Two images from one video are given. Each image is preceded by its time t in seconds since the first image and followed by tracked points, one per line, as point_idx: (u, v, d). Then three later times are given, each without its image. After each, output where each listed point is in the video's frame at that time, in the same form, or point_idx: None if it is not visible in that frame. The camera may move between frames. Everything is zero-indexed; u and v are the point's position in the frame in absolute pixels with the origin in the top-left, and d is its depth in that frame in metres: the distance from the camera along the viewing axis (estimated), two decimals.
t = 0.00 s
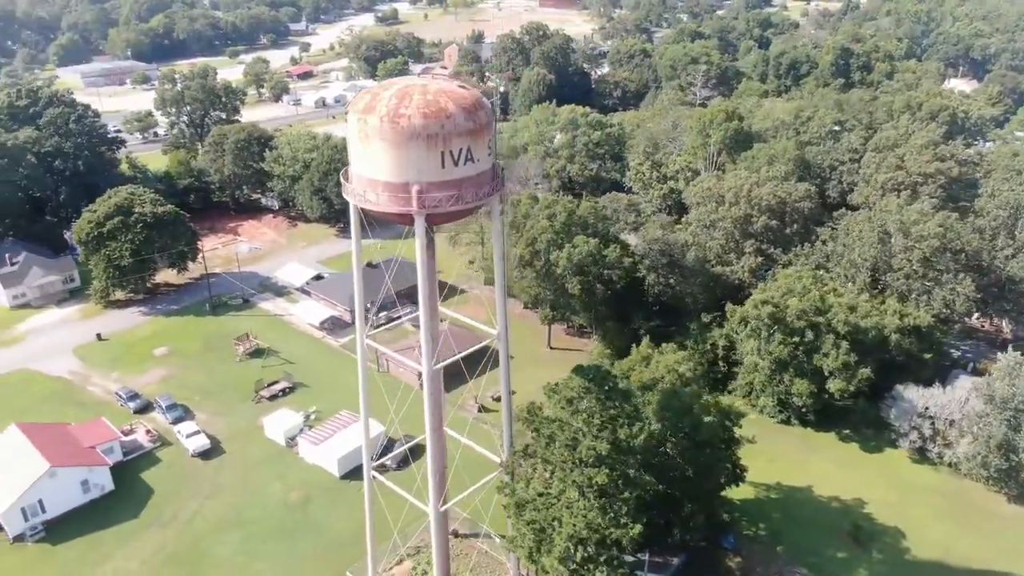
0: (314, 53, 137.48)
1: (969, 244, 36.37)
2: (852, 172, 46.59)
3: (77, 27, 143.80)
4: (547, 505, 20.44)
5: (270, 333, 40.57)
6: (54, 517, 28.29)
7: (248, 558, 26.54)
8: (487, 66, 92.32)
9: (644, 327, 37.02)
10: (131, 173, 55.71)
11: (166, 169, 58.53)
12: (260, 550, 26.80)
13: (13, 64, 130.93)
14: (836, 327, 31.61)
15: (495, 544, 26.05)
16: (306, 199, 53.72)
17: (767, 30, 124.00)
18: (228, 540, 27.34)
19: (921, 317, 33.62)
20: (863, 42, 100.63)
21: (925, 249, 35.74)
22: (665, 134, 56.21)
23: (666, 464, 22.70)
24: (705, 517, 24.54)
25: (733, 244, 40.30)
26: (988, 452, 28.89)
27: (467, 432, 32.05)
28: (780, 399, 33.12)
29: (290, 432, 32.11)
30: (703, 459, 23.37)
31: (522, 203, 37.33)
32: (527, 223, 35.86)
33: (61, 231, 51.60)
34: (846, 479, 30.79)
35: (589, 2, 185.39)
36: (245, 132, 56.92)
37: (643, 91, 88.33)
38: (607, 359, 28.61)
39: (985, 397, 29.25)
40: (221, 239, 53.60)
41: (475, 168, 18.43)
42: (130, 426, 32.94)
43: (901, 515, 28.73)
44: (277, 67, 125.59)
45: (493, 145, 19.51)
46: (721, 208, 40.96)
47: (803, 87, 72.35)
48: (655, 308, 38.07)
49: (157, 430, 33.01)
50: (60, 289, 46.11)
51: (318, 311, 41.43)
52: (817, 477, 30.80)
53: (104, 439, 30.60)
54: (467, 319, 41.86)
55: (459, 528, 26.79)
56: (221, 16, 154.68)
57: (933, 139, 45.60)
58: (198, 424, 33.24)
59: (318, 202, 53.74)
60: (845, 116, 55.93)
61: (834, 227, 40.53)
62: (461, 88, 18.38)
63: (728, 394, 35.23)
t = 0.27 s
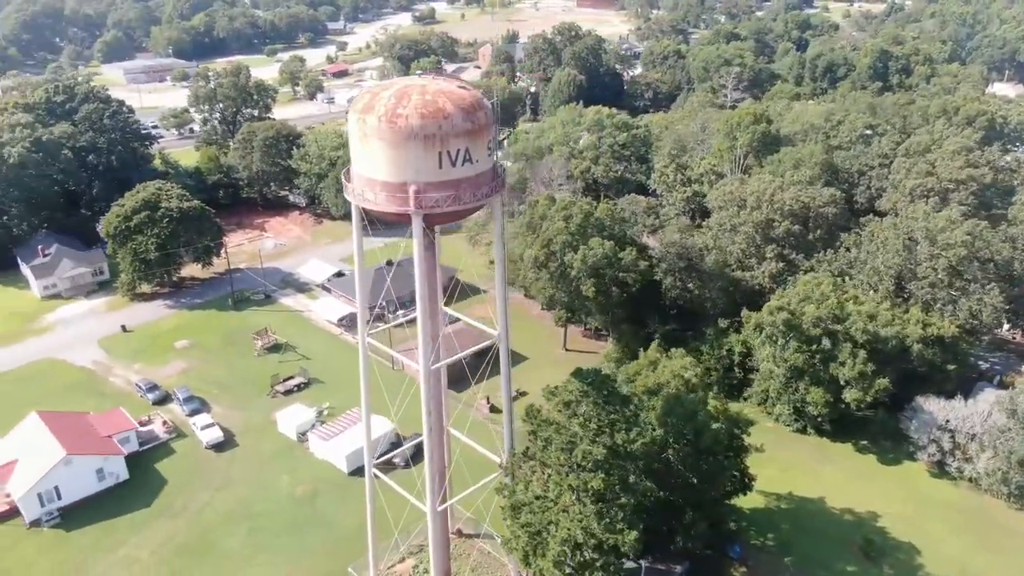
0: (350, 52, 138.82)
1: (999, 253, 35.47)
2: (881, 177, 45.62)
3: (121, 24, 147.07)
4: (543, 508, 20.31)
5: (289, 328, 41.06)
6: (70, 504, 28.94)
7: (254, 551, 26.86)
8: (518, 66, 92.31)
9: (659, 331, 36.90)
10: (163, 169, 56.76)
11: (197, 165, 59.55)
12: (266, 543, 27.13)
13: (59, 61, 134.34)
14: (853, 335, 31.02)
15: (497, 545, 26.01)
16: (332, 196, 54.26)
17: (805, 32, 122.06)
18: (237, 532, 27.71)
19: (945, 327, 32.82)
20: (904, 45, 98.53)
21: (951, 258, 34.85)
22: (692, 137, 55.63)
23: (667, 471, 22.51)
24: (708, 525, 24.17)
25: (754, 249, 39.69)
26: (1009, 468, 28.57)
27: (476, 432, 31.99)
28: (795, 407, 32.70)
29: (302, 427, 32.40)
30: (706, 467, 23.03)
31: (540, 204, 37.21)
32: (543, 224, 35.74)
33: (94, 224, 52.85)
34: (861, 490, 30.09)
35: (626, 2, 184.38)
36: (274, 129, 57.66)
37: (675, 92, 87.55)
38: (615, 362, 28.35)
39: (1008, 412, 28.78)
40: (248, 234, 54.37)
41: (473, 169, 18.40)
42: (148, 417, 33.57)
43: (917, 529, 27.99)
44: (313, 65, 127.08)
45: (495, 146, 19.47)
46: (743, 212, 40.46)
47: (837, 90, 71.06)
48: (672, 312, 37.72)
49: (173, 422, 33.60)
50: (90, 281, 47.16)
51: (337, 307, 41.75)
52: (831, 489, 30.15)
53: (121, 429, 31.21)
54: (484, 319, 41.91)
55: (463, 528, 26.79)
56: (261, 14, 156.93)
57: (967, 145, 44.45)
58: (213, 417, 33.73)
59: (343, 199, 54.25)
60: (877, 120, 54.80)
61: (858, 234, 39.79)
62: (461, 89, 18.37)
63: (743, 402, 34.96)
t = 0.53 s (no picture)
0: (386, 51, 139.89)
1: None
2: (910, 183, 44.59)
3: (164, 22, 150.11)
4: (538, 512, 20.20)
5: (308, 324, 41.53)
6: (86, 492, 29.58)
7: (260, 544, 27.16)
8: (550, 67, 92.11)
9: (675, 335, 36.37)
10: (194, 165, 57.77)
11: (227, 161, 60.50)
12: (272, 537, 27.42)
13: (103, 58, 137.67)
14: (871, 345, 30.33)
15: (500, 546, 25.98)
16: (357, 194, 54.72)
17: (845, 34, 119.78)
18: (244, 525, 28.04)
19: (969, 337, 31.89)
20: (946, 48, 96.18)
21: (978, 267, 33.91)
22: (720, 140, 54.94)
23: (667, 478, 22.16)
24: (711, 534, 23.85)
25: (775, 254, 39.11)
26: None
27: (485, 432, 31.96)
28: (811, 416, 32.05)
29: (313, 423, 32.70)
30: (710, 474, 22.63)
31: (557, 205, 37.05)
32: (559, 225, 35.59)
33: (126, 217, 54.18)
34: (875, 503, 29.43)
35: (663, 3, 182.93)
36: (302, 127, 58.30)
37: (708, 94, 86.58)
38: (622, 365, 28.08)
39: None
40: (274, 231, 55.09)
41: (472, 170, 18.39)
42: (165, 409, 34.19)
43: (932, 544, 27.26)
44: (349, 64, 128.30)
45: (495, 147, 19.46)
46: (764, 216, 39.92)
47: (873, 93, 69.61)
48: (688, 316, 37.27)
49: (190, 414, 34.19)
50: (118, 274, 48.16)
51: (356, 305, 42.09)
52: (843, 500, 29.53)
53: (137, 420, 31.83)
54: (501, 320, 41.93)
55: (467, 528, 26.69)
56: (299, 13, 158.93)
57: (1001, 150, 43.19)
58: (229, 410, 34.23)
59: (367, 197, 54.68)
60: (911, 124, 53.56)
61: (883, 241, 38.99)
62: (461, 90, 18.40)
63: (759, 410, 34.46)
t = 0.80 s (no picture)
0: (421, 50, 140.74)
1: None
2: (941, 190, 43.53)
3: (206, 20, 152.93)
4: (533, 514, 20.33)
5: (326, 320, 41.98)
6: (101, 480, 30.21)
7: (265, 537, 27.51)
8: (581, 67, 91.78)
9: (690, 340, 35.77)
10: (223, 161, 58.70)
11: (257, 158, 61.39)
12: (278, 531, 27.75)
13: (145, 55, 140.74)
14: (889, 354, 29.66)
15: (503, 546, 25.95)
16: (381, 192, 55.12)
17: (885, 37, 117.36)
18: (252, 518, 28.41)
19: (995, 349, 30.87)
20: (990, 51, 93.66)
21: (1005, 277, 32.93)
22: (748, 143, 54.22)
23: (667, 484, 21.85)
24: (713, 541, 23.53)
25: (797, 260, 38.55)
26: None
27: (494, 432, 31.92)
28: (826, 425, 31.55)
29: (325, 418, 33.03)
30: (710, 483, 22.42)
31: (574, 206, 36.91)
32: (575, 227, 35.45)
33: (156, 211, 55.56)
34: (888, 516, 28.77)
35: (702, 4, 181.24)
36: (329, 124, 58.87)
37: (741, 96, 85.51)
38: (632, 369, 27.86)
39: None
40: (300, 227, 55.75)
41: (469, 170, 18.36)
42: (182, 401, 34.79)
43: (945, 561, 26.53)
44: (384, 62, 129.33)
45: (496, 148, 19.41)
46: (786, 221, 39.34)
47: (910, 96, 68.10)
48: (705, 321, 36.81)
49: (207, 406, 34.74)
50: (146, 266, 49.10)
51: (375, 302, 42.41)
52: (856, 513, 28.92)
53: (154, 411, 32.41)
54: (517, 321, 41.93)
55: (471, 528, 26.77)
56: (337, 11, 160.59)
57: None
58: (244, 404, 34.71)
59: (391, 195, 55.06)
60: (946, 129, 52.28)
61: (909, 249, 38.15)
62: (460, 90, 18.40)
63: (774, 418, 33.95)
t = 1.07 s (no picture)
0: (456, 49, 141.29)
1: None
2: (972, 197, 42.43)
3: (246, 19, 155.37)
4: (529, 516, 20.25)
5: (344, 317, 42.34)
6: (117, 469, 30.84)
7: (272, 530, 27.82)
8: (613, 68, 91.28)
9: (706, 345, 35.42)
10: (252, 158, 59.58)
11: (286, 155, 62.18)
12: (284, 524, 28.05)
13: (186, 53, 143.51)
14: (906, 365, 29.03)
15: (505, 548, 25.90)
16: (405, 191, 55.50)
17: (927, 39, 114.95)
18: (260, 511, 28.75)
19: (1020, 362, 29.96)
20: None
21: None
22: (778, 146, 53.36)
23: (666, 491, 21.60)
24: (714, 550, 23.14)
25: (819, 266, 37.89)
26: None
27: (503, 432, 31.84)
28: (842, 435, 30.91)
29: (336, 414, 33.28)
30: (711, 490, 22.13)
31: (591, 207, 36.70)
32: (591, 228, 35.27)
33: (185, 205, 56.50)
34: (902, 529, 28.04)
35: (741, 5, 179.19)
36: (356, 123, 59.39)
37: (774, 98, 84.27)
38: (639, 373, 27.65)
39: None
40: (325, 224, 56.28)
41: (468, 170, 18.33)
42: (200, 393, 35.35)
43: None
44: (418, 62, 130.08)
45: (497, 148, 19.36)
46: (808, 226, 38.70)
47: (948, 101, 66.43)
48: (721, 325, 36.17)
49: (223, 399, 35.25)
50: (173, 261, 49.93)
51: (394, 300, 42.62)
52: (868, 525, 28.23)
53: (171, 402, 33.01)
54: (534, 322, 41.82)
55: (475, 528, 26.79)
56: (373, 11, 161.98)
57: None
58: (260, 397, 35.16)
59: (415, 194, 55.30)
60: (982, 135, 50.90)
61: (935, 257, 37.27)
62: (460, 90, 18.39)
63: (790, 426, 33.38)
